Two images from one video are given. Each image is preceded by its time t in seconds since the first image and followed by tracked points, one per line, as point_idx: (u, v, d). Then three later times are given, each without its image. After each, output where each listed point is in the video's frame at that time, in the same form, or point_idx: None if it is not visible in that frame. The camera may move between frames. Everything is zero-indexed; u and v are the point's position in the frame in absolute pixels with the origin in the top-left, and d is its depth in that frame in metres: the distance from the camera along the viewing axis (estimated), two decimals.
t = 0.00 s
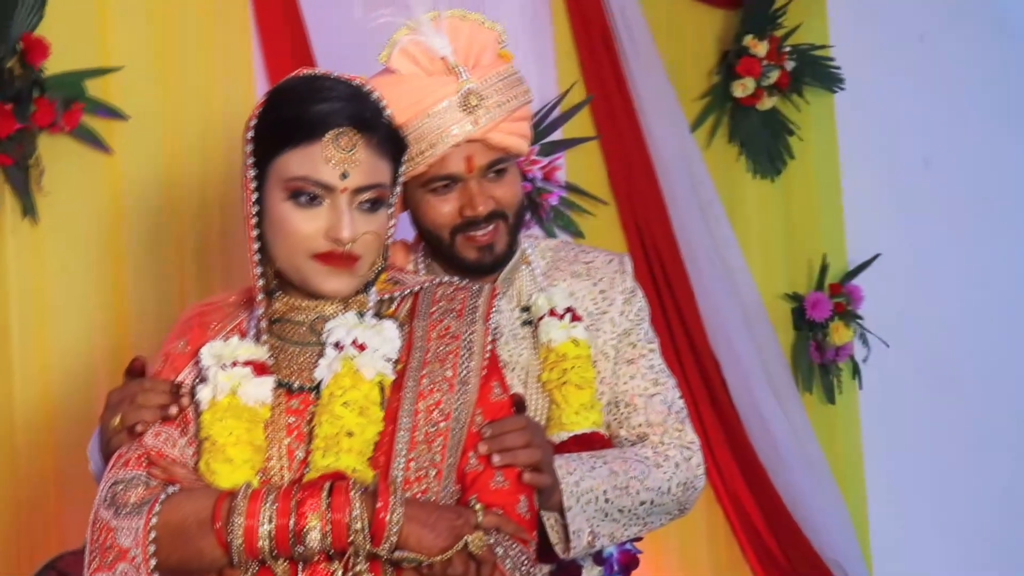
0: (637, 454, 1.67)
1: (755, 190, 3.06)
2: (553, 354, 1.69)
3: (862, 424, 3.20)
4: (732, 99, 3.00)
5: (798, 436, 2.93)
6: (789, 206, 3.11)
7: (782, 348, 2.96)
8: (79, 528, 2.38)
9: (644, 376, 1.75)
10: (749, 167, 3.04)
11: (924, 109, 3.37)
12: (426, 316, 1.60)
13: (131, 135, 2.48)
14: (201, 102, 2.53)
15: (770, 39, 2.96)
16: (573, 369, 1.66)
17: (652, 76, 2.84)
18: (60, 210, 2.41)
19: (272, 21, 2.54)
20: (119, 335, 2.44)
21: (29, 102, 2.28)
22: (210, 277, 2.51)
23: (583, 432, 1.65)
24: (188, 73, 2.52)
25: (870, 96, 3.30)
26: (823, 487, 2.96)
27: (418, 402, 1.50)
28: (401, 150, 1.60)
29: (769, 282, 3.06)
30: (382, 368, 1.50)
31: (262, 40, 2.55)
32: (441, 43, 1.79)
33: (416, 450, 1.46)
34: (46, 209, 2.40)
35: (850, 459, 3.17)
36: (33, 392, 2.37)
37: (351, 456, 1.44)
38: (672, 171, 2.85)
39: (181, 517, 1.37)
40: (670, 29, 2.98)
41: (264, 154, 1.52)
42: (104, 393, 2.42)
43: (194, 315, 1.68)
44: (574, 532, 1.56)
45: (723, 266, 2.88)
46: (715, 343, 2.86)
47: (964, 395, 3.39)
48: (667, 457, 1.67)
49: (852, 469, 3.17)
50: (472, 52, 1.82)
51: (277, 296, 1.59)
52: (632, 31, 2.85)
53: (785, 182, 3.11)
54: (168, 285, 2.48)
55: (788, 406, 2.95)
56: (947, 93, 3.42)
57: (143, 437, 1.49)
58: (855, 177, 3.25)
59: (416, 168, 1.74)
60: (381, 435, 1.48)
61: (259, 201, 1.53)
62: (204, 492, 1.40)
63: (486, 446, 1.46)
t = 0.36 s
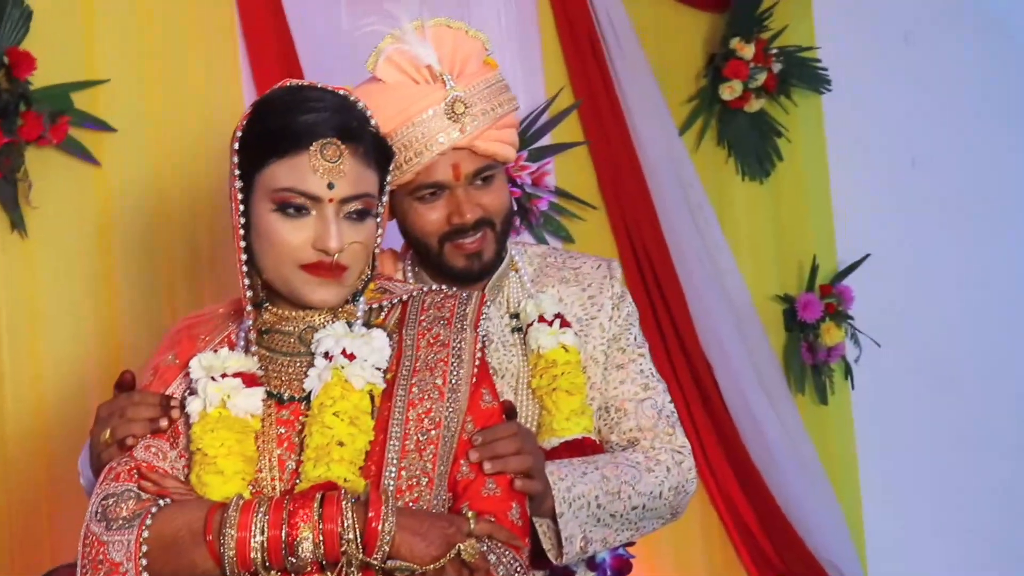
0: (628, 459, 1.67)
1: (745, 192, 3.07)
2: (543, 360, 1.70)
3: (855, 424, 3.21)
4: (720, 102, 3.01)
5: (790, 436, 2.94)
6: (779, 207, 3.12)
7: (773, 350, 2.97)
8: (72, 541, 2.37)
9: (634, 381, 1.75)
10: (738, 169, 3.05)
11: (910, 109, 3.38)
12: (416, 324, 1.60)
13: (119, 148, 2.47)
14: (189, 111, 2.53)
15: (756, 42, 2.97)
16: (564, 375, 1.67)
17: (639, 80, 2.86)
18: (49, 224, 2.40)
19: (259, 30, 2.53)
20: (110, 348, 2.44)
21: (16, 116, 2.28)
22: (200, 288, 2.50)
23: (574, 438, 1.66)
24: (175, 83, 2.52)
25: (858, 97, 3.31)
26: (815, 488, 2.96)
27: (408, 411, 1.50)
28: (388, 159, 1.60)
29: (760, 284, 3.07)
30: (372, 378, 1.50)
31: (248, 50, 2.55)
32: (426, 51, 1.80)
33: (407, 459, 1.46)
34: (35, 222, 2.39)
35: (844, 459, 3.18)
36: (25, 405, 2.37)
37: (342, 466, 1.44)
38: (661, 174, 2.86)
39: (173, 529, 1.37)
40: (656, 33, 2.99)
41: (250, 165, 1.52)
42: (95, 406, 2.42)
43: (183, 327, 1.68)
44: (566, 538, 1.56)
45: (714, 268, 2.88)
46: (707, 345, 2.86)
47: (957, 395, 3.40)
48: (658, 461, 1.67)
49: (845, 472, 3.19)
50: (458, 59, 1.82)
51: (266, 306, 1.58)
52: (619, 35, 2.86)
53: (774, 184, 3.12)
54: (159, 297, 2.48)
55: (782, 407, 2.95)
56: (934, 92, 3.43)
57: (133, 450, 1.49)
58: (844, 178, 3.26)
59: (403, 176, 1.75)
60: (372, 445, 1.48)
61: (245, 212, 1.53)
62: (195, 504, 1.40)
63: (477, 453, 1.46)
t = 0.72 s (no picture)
0: (621, 462, 1.67)
1: (735, 194, 3.08)
2: (535, 365, 1.70)
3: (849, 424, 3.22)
4: (710, 104, 3.02)
5: (785, 436, 2.94)
6: (770, 208, 3.13)
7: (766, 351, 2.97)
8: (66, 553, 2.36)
9: (625, 384, 1.76)
10: (728, 170, 3.06)
11: (899, 108, 3.39)
12: (407, 331, 1.60)
13: (108, 158, 2.47)
14: (177, 120, 2.52)
15: (744, 43, 2.98)
16: (555, 380, 1.67)
17: (628, 83, 2.86)
18: (39, 236, 2.41)
19: (246, 38, 2.53)
20: (102, 360, 2.43)
21: (5, 128, 2.30)
22: (191, 298, 2.49)
23: (567, 442, 1.66)
24: (163, 93, 2.51)
25: (847, 98, 3.32)
26: (809, 488, 2.97)
27: (401, 417, 1.51)
28: (376, 166, 1.61)
29: (752, 285, 3.08)
30: (364, 386, 1.50)
31: (236, 59, 2.55)
32: (413, 58, 1.80)
33: (400, 466, 1.47)
34: (25, 234, 2.40)
35: (838, 459, 3.18)
36: (18, 417, 2.37)
37: (335, 474, 1.43)
38: (651, 176, 2.87)
39: (166, 541, 1.36)
40: (644, 36, 3.00)
41: (238, 175, 1.52)
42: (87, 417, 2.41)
43: (174, 337, 1.68)
44: (561, 542, 1.56)
45: (705, 269, 2.89)
46: (699, 346, 2.87)
47: (952, 396, 3.40)
48: (652, 465, 1.68)
49: (840, 472, 3.19)
50: (444, 66, 1.83)
51: (257, 316, 1.59)
52: (607, 38, 2.86)
53: (764, 185, 3.13)
54: (149, 308, 2.47)
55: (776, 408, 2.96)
56: (924, 92, 3.43)
57: (126, 462, 1.49)
58: (834, 179, 3.27)
59: (392, 184, 1.76)
60: (365, 453, 1.49)
61: (235, 222, 1.53)
62: (188, 515, 1.40)
63: (470, 459, 1.46)
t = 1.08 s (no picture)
0: (617, 464, 1.67)
1: (728, 195, 3.08)
2: (530, 368, 1.70)
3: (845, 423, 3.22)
4: (701, 105, 3.02)
5: (780, 436, 2.95)
6: (763, 208, 3.13)
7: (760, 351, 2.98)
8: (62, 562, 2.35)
9: (620, 386, 1.76)
10: (720, 171, 3.07)
11: (889, 108, 3.40)
12: (400, 336, 1.60)
13: (100, 167, 2.47)
14: (168, 129, 2.52)
15: (735, 44, 2.98)
16: (550, 383, 1.67)
17: (619, 85, 2.87)
18: (33, 246, 2.40)
19: (237, 46, 2.53)
20: (96, 369, 2.43)
21: None
22: (185, 306, 2.49)
23: (562, 446, 1.66)
24: (154, 101, 2.51)
25: (838, 97, 3.33)
26: (806, 487, 2.97)
27: (395, 423, 1.50)
28: (368, 172, 1.61)
29: (747, 285, 3.08)
30: (358, 392, 1.50)
31: (227, 66, 2.55)
32: (403, 63, 1.80)
33: (395, 471, 1.46)
34: (18, 245, 2.39)
35: (836, 458, 3.17)
36: (13, 427, 2.36)
37: (330, 480, 1.44)
38: (643, 177, 2.87)
39: (163, 549, 1.36)
40: (634, 39, 3.01)
41: (230, 182, 1.52)
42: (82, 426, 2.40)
43: (167, 346, 1.68)
44: (557, 545, 1.56)
45: (699, 270, 2.89)
46: (694, 347, 2.87)
47: (946, 394, 3.42)
48: (647, 466, 1.68)
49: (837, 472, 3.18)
50: (434, 71, 1.83)
51: (250, 323, 1.59)
52: (598, 41, 2.87)
53: (757, 185, 3.13)
54: (143, 317, 2.46)
55: (771, 408, 2.96)
56: (913, 91, 3.45)
57: (121, 470, 1.49)
58: (825, 178, 3.27)
59: (383, 189, 1.76)
60: (360, 458, 1.48)
61: (227, 230, 1.53)
62: (185, 523, 1.40)
63: (465, 463, 1.46)
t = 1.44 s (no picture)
0: (615, 466, 1.67)
1: (723, 195, 3.09)
2: (528, 371, 1.71)
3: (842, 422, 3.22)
4: (695, 106, 3.03)
5: (778, 436, 2.95)
6: (758, 208, 3.14)
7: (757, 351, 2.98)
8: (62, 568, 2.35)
9: (618, 388, 1.76)
10: (716, 172, 3.07)
11: (883, 106, 3.41)
12: (397, 340, 1.60)
13: (96, 174, 2.47)
14: (163, 134, 2.52)
15: (729, 45, 2.98)
16: (548, 385, 1.68)
17: (613, 86, 2.87)
18: (29, 254, 2.40)
19: (231, 50, 2.53)
20: (94, 375, 2.42)
21: None
22: (182, 312, 2.48)
23: (561, 448, 1.67)
24: (149, 107, 2.51)
25: (832, 97, 3.34)
26: (804, 486, 2.97)
27: (393, 427, 1.50)
28: (364, 176, 1.61)
29: (743, 286, 3.09)
30: (355, 396, 1.51)
31: (221, 71, 2.55)
32: (397, 67, 1.80)
33: (393, 475, 1.46)
34: (14, 252, 2.39)
35: (834, 457, 3.18)
36: (11, 434, 2.36)
37: (328, 484, 1.44)
38: (638, 178, 2.87)
39: (162, 555, 1.37)
40: (628, 40, 3.01)
41: (225, 189, 1.52)
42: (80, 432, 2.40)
43: (165, 352, 1.68)
44: (556, 547, 1.56)
45: (695, 271, 2.90)
46: (691, 348, 2.87)
47: (943, 391, 3.42)
48: (646, 467, 1.68)
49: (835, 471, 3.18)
50: (430, 75, 1.83)
51: (247, 328, 1.58)
52: (592, 42, 2.88)
53: (752, 185, 3.13)
54: (141, 323, 2.46)
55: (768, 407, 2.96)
56: (908, 90, 3.46)
57: (119, 477, 1.49)
58: (820, 178, 3.28)
59: (380, 193, 1.76)
60: (358, 463, 1.48)
61: (223, 235, 1.53)
62: (184, 528, 1.40)
63: (463, 467, 1.46)
